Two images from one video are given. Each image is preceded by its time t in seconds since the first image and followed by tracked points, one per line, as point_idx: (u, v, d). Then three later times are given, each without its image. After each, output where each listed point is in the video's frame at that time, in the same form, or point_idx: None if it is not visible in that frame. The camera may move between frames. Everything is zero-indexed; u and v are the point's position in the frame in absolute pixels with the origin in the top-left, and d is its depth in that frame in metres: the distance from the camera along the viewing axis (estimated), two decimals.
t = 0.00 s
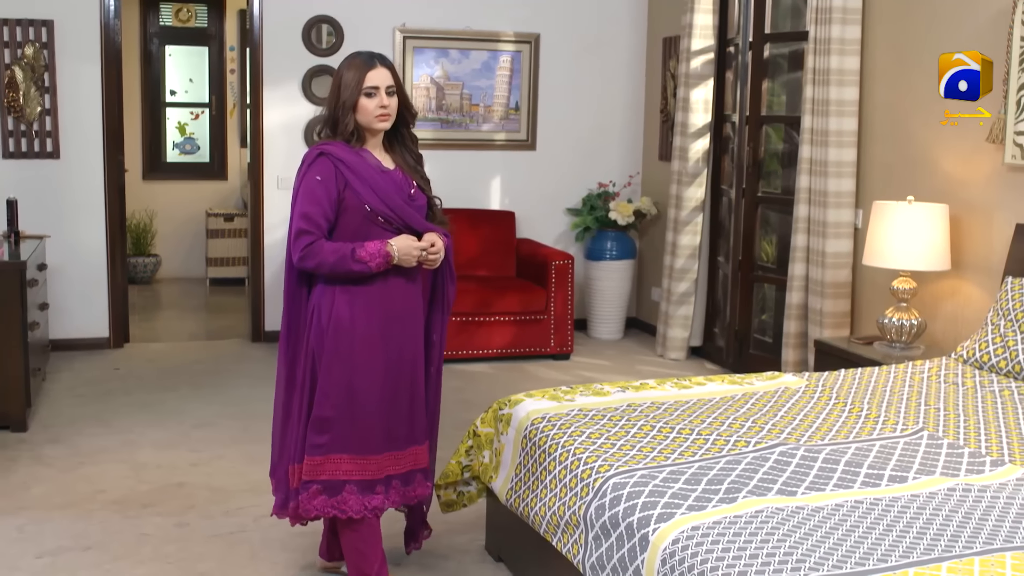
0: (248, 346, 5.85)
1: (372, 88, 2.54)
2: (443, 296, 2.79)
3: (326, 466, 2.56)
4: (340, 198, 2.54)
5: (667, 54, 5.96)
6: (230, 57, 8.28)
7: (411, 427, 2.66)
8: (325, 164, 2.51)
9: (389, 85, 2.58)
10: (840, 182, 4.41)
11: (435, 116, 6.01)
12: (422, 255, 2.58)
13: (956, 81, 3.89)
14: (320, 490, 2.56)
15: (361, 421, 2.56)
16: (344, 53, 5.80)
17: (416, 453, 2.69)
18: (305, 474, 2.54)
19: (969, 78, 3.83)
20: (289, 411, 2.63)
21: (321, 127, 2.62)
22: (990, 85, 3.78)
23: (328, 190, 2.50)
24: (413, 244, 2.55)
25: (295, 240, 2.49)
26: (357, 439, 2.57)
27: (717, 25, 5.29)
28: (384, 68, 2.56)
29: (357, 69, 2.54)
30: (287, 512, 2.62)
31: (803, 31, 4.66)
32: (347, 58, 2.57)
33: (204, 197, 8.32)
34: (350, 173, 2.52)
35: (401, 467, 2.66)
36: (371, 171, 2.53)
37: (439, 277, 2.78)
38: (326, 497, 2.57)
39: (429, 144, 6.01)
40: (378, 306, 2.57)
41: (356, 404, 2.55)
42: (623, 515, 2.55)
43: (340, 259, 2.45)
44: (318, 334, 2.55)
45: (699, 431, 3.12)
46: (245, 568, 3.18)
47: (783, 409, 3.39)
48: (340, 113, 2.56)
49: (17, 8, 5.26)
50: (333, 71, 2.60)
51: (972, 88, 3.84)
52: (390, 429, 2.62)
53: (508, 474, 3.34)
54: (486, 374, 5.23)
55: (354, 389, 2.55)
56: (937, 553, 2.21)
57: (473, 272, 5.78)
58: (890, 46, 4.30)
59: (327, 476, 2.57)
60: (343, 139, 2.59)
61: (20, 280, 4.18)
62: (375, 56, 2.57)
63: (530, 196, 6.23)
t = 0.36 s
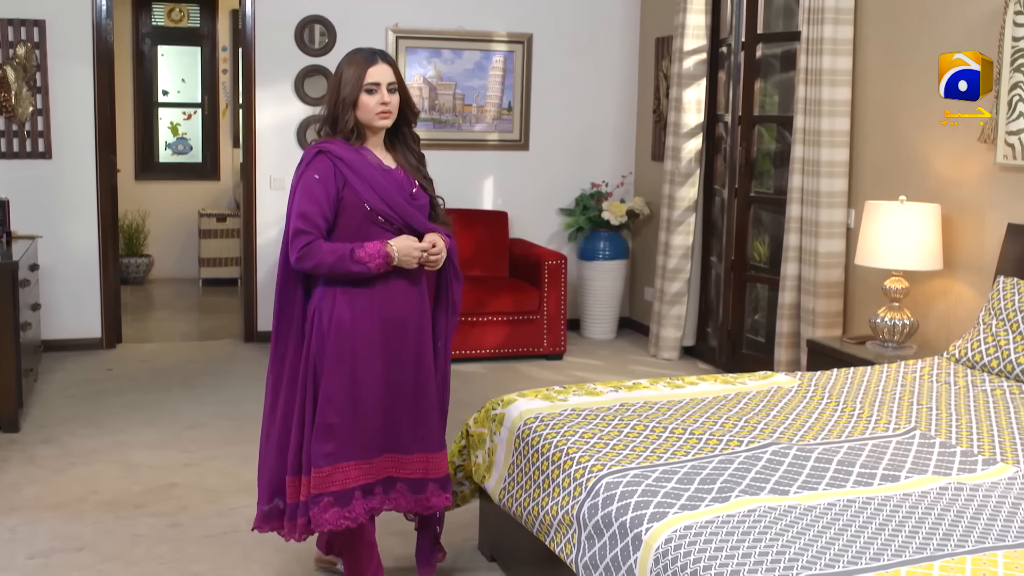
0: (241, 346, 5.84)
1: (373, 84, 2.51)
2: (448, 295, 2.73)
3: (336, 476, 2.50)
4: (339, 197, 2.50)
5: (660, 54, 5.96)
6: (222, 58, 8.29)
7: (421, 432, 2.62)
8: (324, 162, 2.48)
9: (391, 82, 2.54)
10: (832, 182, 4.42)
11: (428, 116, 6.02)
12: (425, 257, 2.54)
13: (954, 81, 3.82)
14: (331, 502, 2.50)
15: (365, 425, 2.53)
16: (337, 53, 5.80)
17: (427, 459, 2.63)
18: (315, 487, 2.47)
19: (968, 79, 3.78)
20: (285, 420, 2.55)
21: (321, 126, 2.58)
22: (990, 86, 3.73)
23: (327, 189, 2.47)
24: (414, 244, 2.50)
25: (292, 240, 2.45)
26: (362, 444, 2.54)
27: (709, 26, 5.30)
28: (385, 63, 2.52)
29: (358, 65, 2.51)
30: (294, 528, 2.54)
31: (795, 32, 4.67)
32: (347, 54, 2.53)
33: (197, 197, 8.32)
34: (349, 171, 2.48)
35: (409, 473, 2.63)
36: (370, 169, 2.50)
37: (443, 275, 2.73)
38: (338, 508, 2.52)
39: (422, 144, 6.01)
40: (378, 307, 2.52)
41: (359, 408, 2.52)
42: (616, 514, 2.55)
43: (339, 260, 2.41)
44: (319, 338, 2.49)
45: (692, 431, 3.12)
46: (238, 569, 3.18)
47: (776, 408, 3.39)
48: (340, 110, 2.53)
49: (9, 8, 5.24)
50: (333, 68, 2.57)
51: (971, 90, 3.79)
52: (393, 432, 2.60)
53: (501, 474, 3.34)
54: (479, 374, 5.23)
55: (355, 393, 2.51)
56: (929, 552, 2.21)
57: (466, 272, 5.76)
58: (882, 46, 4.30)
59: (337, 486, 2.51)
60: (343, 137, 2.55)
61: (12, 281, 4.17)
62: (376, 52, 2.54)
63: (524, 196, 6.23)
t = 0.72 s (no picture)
0: (236, 346, 5.84)
1: (371, 84, 2.50)
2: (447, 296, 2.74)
3: (344, 485, 2.49)
4: (335, 199, 2.50)
5: (655, 54, 5.96)
6: (217, 57, 8.25)
7: (425, 443, 2.57)
8: (320, 163, 2.48)
9: (389, 82, 2.53)
10: (827, 182, 4.43)
11: (423, 116, 6.01)
12: (424, 260, 2.54)
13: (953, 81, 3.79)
14: (343, 511, 2.50)
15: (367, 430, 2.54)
16: (332, 53, 5.79)
17: (430, 471, 2.58)
18: (325, 499, 2.46)
19: (969, 79, 3.74)
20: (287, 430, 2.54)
21: (317, 125, 2.57)
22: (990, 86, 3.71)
23: (323, 190, 2.46)
24: (413, 247, 2.50)
25: (287, 243, 2.44)
26: (365, 449, 2.55)
27: (704, 26, 5.31)
28: (383, 63, 2.52)
29: (356, 64, 2.50)
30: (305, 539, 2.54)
31: (790, 32, 4.68)
32: (345, 53, 2.53)
33: (192, 198, 8.31)
34: (346, 172, 2.48)
35: (412, 484, 2.58)
36: (367, 171, 2.49)
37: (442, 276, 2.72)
38: (349, 516, 2.52)
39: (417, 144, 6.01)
40: (375, 312, 2.51)
41: (357, 412, 2.51)
42: (611, 514, 2.55)
43: (337, 263, 2.40)
44: (318, 345, 2.48)
45: (688, 430, 3.12)
46: (233, 568, 3.17)
47: (772, 408, 3.39)
48: (336, 110, 2.52)
49: (4, 8, 5.24)
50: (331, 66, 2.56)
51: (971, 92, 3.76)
52: (394, 439, 2.57)
53: (496, 473, 3.34)
54: (474, 373, 5.23)
55: (355, 399, 2.50)
56: (923, 551, 2.22)
57: (461, 271, 5.76)
58: (877, 46, 4.31)
59: (345, 495, 2.50)
60: (340, 137, 2.54)
61: (6, 281, 4.17)
62: (374, 51, 2.53)
63: (520, 196, 6.23)
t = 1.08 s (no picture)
0: (230, 346, 5.83)
1: (363, 84, 2.49)
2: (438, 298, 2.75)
3: (334, 488, 2.48)
4: (323, 200, 2.49)
5: (649, 54, 5.97)
6: (211, 57, 8.27)
7: (421, 445, 2.56)
8: (308, 164, 2.47)
9: (381, 82, 2.53)
10: (821, 182, 4.43)
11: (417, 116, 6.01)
12: (411, 262, 2.53)
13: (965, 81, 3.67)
14: (333, 514, 2.48)
15: (358, 433, 2.52)
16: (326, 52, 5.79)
17: (427, 474, 2.57)
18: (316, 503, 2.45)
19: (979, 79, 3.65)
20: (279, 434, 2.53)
21: (307, 124, 2.57)
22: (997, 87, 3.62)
23: (310, 191, 2.46)
24: (401, 250, 2.49)
25: (273, 245, 2.44)
26: (355, 452, 2.54)
27: (698, 25, 5.31)
28: (376, 63, 2.51)
29: (349, 63, 2.49)
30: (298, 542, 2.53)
31: (783, 32, 4.69)
32: (338, 52, 2.52)
33: (186, 198, 8.30)
34: (333, 172, 2.47)
35: (411, 489, 2.56)
36: (354, 172, 2.49)
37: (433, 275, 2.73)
38: (339, 519, 2.50)
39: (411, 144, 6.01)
40: (365, 315, 2.51)
41: (347, 416, 2.50)
42: (606, 513, 2.54)
43: (321, 265, 2.40)
44: (307, 349, 2.48)
45: (682, 429, 3.12)
46: (227, 568, 3.17)
47: (766, 407, 3.39)
48: (327, 110, 2.52)
49: None
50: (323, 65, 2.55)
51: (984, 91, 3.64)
52: (388, 442, 2.56)
53: (491, 473, 3.33)
54: (469, 373, 5.23)
55: (344, 402, 2.49)
56: (918, 549, 2.22)
57: (455, 271, 5.76)
58: (870, 45, 4.32)
59: (337, 498, 2.49)
60: (329, 137, 2.54)
61: None
62: (367, 51, 2.52)
63: (514, 196, 6.23)
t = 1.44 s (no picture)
0: (223, 346, 5.83)
1: (354, 84, 2.49)
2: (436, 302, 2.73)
3: (312, 486, 2.48)
4: (312, 200, 2.49)
5: (643, 53, 5.97)
6: (205, 57, 8.24)
7: (413, 447, 2.54)
8: (297, 164, 2.47)
9: (373, 82, 2.52)
10: (815, 181, 4.43)
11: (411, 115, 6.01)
12: (402, 264, 2.51)
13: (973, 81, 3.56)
14: (309, 512, 2.48)
15: (344, 433, 2.52)
16: (319, 51, 5.78)
17: (419, 475, 2.56)
18: (289, 500, 2.44)
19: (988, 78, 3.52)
20: (264, 431, 2.54)
21: (298, 123, 2.57)
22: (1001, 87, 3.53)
23: (298, 191, 2.46)
24: (389, 251, 2.47)
25: (262, 245, 2.44)
26: (340, 452, 2.53)
27: (691, 25, 5.32)
28: (367, 63, 2.49)
29: (340, 63, 2.48)
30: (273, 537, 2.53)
31: (776, 31, 4.69)
32: (330, 51, 2.50)
33: (180, 198, 8.29)
34: (321, 173, 2.47)
35: (401, 490, 2.56)
36: (343, 172, 2.48)
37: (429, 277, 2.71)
38: (315, 517, 2.49)
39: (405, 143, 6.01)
40: (355, 316, 2.50)
41: (334, 416, 2.50)
42: (599, 512, 2.54)
43: (308, 266, 2.40)
44: (296, 347, 2.48)
45: (675, 428, 3.12)
46: (220, 568, 3.16)
47: (759, 405, 3.39)
48: (318, 109, 2.51)
49: None
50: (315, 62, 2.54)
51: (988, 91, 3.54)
52: (374, 443, 2.55)
53: (484, 472, 3.33)
54: (463, 373, 5.22)
55: (331, 402, 2.49)
56: (910, 547, 2.22)
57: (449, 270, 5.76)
58: (863, 45, 4.33)
59: (313, 496, 2.48)
60: (320, 136, 2.54)
61: None
62: (359, 50, 2.51)
63: (508, 196, 6.23)
